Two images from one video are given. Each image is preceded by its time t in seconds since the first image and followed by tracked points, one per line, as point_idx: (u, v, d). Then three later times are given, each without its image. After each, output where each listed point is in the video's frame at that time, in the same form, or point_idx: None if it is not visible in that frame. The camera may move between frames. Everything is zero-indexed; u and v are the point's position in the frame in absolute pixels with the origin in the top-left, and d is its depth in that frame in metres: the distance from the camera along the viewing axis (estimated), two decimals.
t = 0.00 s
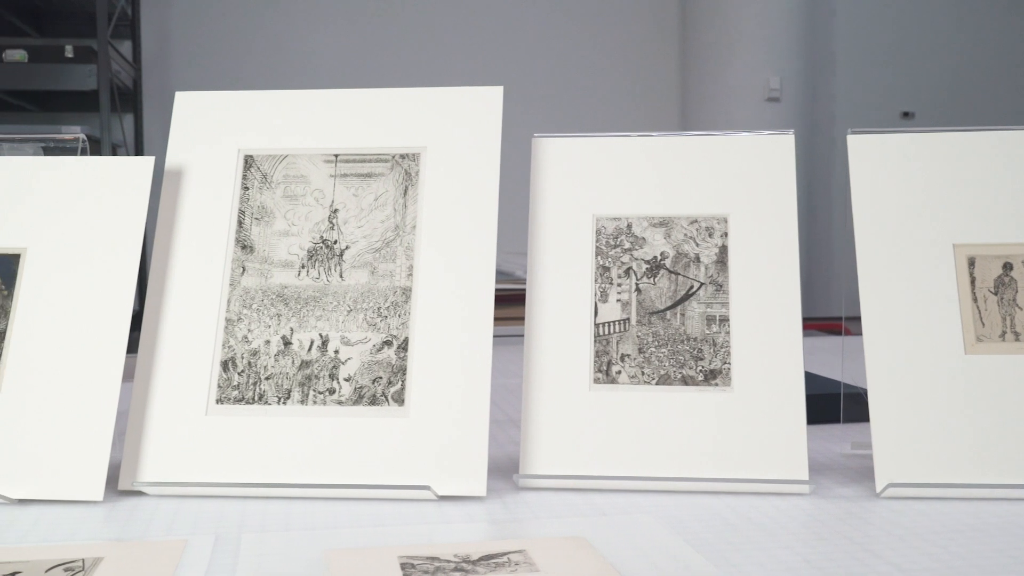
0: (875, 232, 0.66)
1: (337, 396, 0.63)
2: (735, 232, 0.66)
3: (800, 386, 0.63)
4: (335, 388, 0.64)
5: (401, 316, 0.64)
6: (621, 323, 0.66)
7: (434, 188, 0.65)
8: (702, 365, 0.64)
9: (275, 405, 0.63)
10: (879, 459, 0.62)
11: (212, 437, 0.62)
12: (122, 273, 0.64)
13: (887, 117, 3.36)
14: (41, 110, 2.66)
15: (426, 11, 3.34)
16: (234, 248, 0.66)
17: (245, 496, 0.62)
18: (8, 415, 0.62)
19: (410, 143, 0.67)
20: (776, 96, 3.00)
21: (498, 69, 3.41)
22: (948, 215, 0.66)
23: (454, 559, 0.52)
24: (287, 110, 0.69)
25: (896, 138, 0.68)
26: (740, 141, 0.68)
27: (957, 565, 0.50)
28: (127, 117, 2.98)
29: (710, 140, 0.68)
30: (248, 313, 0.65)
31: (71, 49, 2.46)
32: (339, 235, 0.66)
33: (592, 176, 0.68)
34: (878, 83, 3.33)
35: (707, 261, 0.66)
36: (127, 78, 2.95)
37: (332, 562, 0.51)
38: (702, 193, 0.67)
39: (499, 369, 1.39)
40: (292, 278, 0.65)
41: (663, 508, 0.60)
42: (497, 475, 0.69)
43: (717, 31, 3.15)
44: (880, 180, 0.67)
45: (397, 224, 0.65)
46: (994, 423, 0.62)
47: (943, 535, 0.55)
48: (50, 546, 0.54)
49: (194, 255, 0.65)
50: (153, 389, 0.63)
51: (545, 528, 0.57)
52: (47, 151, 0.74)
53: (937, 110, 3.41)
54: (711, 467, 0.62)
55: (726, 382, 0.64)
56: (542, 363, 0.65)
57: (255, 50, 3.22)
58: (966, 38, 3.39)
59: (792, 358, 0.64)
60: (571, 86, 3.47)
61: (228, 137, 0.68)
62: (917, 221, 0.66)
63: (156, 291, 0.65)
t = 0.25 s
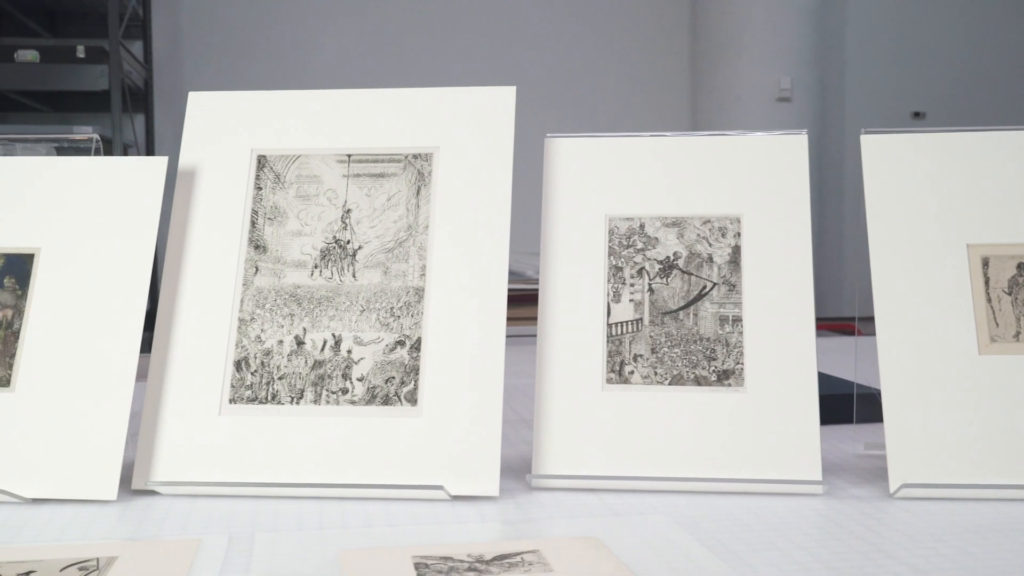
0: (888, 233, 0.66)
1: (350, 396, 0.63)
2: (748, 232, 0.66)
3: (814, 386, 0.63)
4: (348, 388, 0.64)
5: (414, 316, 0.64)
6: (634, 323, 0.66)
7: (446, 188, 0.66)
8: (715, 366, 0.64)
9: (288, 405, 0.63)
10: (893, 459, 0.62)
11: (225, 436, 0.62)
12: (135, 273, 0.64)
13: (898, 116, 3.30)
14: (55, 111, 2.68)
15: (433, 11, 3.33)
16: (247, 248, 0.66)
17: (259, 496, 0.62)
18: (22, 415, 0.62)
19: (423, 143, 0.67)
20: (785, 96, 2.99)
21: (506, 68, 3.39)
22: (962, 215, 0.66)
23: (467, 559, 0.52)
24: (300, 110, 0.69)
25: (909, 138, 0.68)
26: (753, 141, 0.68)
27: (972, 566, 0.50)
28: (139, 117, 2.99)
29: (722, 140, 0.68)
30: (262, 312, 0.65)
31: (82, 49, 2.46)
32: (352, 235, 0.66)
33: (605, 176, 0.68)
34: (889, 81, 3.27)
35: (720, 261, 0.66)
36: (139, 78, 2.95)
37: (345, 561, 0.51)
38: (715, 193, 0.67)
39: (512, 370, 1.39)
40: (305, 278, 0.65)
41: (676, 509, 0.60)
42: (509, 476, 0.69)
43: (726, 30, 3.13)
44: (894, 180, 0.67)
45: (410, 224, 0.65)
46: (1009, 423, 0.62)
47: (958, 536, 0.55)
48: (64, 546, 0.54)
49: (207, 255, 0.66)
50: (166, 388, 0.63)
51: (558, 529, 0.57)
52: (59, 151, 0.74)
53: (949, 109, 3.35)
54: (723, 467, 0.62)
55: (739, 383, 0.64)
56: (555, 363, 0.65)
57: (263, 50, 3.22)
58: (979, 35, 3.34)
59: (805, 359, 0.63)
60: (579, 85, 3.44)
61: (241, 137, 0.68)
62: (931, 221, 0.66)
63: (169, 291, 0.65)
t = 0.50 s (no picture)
0: (900, 232, 0.66)
1: (362, 395, 0.63)
2: (759, 231, 0.66)
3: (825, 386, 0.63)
4: (359, 388, 0.64)
5: (425, 315, 0.64)
6: (645, 323, 0.66)
7: (458, 187, 0.66)
8: (727, 365, 0.64)
9: (300, 404, 0.63)
10: (905, 459, 0.62)
11: (237, 436, 0.62)
12: (147, 273, 0.65)
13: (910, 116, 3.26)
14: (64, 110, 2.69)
15: (439, 11, 3.32)
16: (258, 248, 0.66)
17: (270, 495, 0.62)
18: (34, 415, 0.62)
19: (434, 143, 0.67)
20: (796, 96, 2.99)
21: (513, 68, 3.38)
22: (974, 214, 0.66)
23: (479, 558, 0.52)
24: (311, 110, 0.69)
25: (921, 138, 0.68)
26: (764, 141, 0.68)
27: (985, 567, 0.50)
28: (147, 117, 3.00)
29: (734, 140, 0.68)
30: (273, 312, 0.65)
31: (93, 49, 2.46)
32: (363, 234, 0.66)
33: (616, 176, 0.68)
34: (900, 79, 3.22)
35: (731, 261, 0.66)
36: (148, 78, 2.96)
37: (357, 561, 0.51)
38: (727, 192, 0.67)
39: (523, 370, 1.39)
40: (316, 278, 0.65)
41: (687, 509, 0.60)
42: (520, 476, 0.69)
43: (733, 30, 3.13)
44: (905, 180, 0.67)
45: (421, 224, 0.66)
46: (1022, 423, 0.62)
47: (970, 536, 0.55)
48: (77, 545, 0.54)
49: (218, 255, 0.66)
50: (178, 388, 0.64)
51: (570, 528, 0.57)
52: (70, 150, 0.74)
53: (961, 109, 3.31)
54: (735, 467, 0.62)
55: (750, 382, 0.64)
56: (566, 363, 0.65)
57: (269, 50, 3.22)
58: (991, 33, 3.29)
59: (817, 359, 0.63)
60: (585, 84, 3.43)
61: (252, 137, 0.68)
62: (943, 221, 0.66)
63: (181, 290, 0.65)
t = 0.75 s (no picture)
0: (911, 232, 0.66)
1: (372, 395, 0.63)
2: (770, 231, 0.66)
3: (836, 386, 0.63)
4: (370, 387, 0.64)
5: (436, 315, 0.64)
6: (656, 323, 0.65)
7: (468, 187, 0.66)
8: (737, 365, 0.64)
9: (310, 404, 0.63)
10: (916, 460, 0.62)
11: (247, 435, 0.63)
12: (157, 272, 0.65)
13: (917, 116, 3.24)
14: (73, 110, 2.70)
15: (445, 10, 3.32)
16: (269, 247, 0.66)
17: (282, 495, 0.62)
18: (45, 414, 0.62)
19: (445, 142, 0.67)
20: (806, 95, 2.99)
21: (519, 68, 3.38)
22: (985, 215, 0.66)
23: (490, 558, 0.52)
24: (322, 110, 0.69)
25: (932, 138, 0.68)
26: (775, 141, 0.68)
27: (998, 567, 0.50)
28: (156, 117, 3.01)
29: (744, 139, 0.68)
30: (284, 311, 0.65)
31: (102, 49, 2.47)
32: (374, 234, 0.66)
33: (626, 176, 0.68)
34: (907, 79, 3.21)
35: (742, 260, 0.66)
36: (156, 77, 2.96)
37: (369, 560, 0.51)
38: (738, 192, 0.67)
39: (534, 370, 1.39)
40: (327, 278, 0.66)
41: (699, 509, 0.60)
42: (531, 475, 0.69)
43: (739, 29, 3.12)
44: (917, 180, 0.67)
45: (432, 223, 0.66)
46: None
47: (982, 537, 0.55)
48: (89, 544, 0.54)
49: (229, 254, 0.66)
50: (189, 387, 0.64)
51: (580, 528, 0.57)
52: (81, 150, 0.74)
53: (970, 109, 3.29)
54: (745, 467, 0.62)
55: (761, 382, 0.64)
56: (576, 363, 0.65)
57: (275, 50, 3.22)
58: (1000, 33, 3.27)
59: (828, 359, 0.63)
60: (591, 84, 3.43)
61: (263, 137, 0.68)
62: (954, 221, 0.66)
63: (192, 290, 0.65)
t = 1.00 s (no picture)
0: (921, 232, 0.66)
1: (382, 395, 0.64)
2: (780, 231, 0.66)
3: (846, 386, 0.63)
4: (379, 387, 0.64)
5: (445, 315, 0.64)
6: (666, 323, 0.65)
7: (478, 187, 0.66)
8: (747, 365, 0.64)
9: (320, 403, 0.63)
10: (927, 460, 0.62)
11: (257, 435, 0.63)
12: (167, 272, 0.65)
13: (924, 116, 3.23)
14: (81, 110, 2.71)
15: (450, 10, 3.33)
16: (279, 247, 0.66)
17: (292, 494, 0.62)
18: (54, 412, 0.63)
19: (455, 142, 0.67)
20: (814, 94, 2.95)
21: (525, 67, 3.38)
22: (997, 215, 0.66)
23: (500, 558, 0.52)
24: (332, 110, 0.69)
25: (943, 137, 0.68)
26: (785, 141, 0.67)
27: (1009, 568, 0.50)
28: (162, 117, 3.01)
29: (754, 139, 0.68)
30: (293, 311, 0.65)
31: (110, 49, 2.48)
32: (383, 234, 0.66)
33: (636, 176, 0.68)
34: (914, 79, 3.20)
35: (752, 260, 0.66)
36: (164, 77, 2.97)
37: (379, 560, 0.51)
38: (748, 192, 0.67)
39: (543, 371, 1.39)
40: (337, 277, 0.66)
41: (708, 509, 0.60)
42: (541, 475, 0.69)
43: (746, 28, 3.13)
44: (928, 180, 0.66)
45: (441, 223, 0.66)
46: None
47: (993, 537, 0.55)
48: (100, 543, 0.54)
49: (239, 254, 0.66)
50: (198, 386, 0.64)
51: (590, 528, 0.56)
52: (91, 150, 0.74)
53: (977, 109, 3.28)
54: (755, 467, 0.62)
55: (771, 382, 0.64)
56: (586, 363, 0.65)
57: (281, 50, 3.22)
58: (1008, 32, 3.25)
59: (838, 359, 0.63)
60: (596, 84, 3.42)
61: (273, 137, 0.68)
62: (965, 221, 0.66)
63: (202, 290, 0.65)
